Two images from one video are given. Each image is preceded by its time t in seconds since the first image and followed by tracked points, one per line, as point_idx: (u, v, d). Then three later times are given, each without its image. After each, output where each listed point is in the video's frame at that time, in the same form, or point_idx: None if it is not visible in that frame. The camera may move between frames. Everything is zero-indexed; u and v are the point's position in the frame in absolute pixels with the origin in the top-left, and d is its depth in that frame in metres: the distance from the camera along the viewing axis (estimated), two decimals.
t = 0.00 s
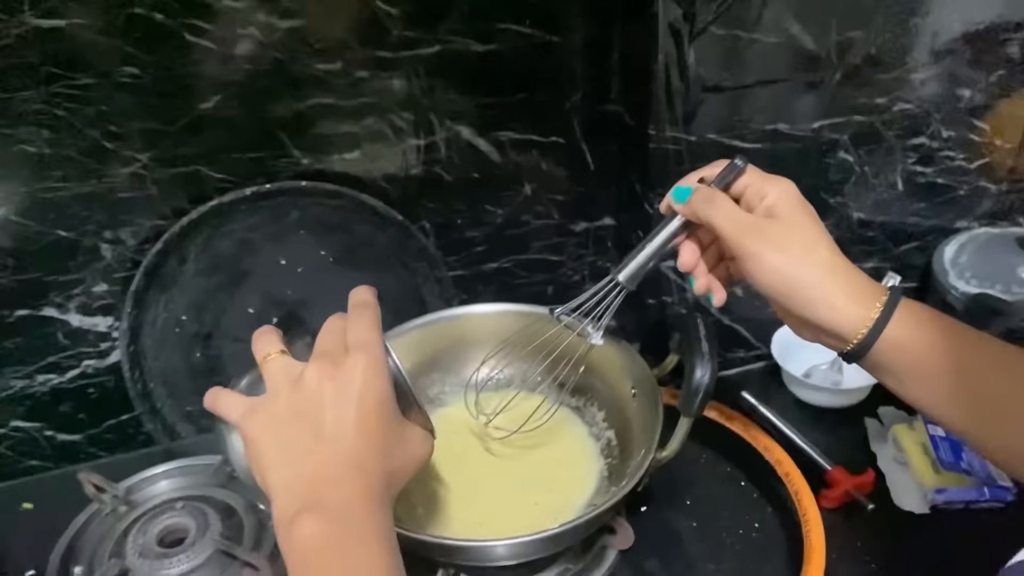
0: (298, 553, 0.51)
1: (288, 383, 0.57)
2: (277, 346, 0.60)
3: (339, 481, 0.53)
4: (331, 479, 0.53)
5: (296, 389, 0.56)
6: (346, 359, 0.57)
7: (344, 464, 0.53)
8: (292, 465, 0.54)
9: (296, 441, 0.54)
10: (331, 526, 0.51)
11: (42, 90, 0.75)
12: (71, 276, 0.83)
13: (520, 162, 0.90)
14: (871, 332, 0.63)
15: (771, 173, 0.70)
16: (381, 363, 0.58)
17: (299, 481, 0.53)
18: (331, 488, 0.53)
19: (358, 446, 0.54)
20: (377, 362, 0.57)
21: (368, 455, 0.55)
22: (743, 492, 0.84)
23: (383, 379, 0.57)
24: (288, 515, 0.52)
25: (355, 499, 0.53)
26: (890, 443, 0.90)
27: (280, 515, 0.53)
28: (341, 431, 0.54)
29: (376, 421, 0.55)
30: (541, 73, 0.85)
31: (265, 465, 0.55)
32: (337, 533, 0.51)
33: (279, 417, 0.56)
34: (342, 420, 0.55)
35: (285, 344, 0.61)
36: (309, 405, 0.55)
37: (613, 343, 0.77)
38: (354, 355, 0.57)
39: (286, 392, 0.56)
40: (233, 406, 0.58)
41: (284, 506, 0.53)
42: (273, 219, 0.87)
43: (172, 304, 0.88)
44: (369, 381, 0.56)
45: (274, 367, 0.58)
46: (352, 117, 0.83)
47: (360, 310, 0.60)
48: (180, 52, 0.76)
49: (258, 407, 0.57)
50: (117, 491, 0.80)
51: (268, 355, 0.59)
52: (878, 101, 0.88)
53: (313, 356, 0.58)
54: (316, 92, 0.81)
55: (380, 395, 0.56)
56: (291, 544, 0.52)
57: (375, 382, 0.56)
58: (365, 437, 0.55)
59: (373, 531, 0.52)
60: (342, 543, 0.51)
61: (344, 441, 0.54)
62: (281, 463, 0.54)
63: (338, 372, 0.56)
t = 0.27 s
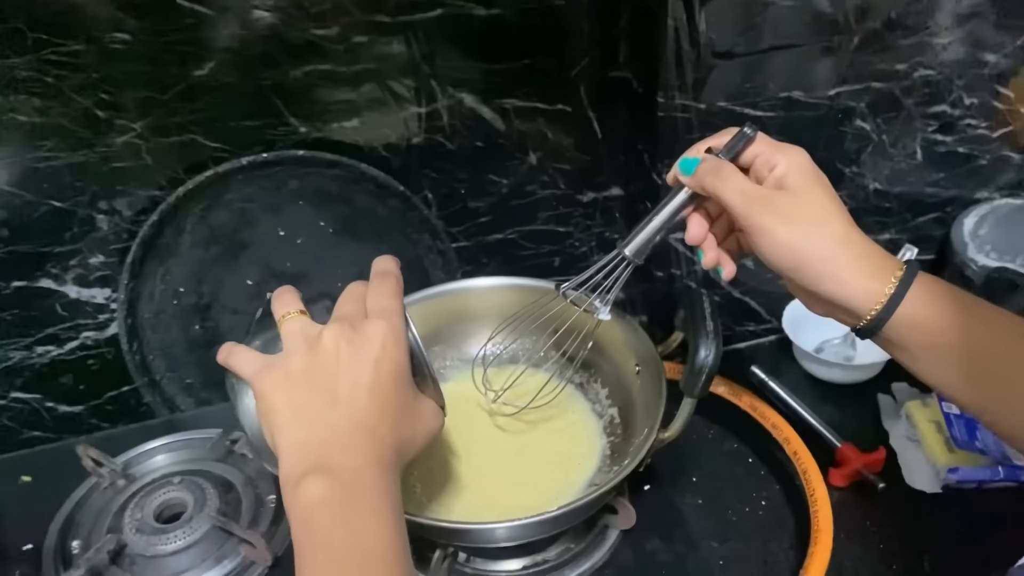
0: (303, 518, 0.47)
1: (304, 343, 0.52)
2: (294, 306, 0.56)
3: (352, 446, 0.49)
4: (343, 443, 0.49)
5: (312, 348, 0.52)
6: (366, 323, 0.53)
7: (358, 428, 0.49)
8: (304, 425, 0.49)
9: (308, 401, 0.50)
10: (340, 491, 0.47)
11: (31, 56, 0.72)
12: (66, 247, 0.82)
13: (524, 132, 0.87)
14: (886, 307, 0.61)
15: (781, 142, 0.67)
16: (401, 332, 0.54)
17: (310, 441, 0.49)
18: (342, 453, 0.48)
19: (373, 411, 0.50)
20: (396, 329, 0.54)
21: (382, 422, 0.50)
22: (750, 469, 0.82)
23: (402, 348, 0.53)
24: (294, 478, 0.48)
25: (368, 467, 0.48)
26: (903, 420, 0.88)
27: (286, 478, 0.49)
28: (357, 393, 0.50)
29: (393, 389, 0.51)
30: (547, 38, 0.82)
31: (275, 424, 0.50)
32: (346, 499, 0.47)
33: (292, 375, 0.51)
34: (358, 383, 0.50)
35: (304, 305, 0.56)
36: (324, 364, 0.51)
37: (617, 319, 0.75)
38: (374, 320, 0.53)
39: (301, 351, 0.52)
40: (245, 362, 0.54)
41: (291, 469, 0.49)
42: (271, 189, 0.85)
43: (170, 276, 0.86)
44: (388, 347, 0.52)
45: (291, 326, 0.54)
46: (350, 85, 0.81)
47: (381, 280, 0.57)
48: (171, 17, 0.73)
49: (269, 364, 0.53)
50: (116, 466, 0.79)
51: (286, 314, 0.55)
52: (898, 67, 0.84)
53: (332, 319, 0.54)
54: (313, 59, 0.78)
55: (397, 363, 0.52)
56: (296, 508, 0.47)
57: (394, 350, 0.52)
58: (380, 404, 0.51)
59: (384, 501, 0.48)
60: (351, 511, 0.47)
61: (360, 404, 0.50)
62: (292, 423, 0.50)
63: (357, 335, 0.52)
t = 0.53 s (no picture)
0: (324, 473, 0.46)
1: (332, 307, 0.52)
2: (324, 271, 0.56)
3: (375, 407, 0.48)
4: (367, 404, 0.48)
5: (340, 312, 0.52)
6: (393, 291, 0.53)
7: (382, 390, 0.49)
8: (328, 385, 0.49)
9: (333, 361, 0.50)
10: (362, 450, 0.47)
11: (49, 29, 0.73)
12: (83, 220, 0.83)
13: (539, 111, 0.87)
14: (903, 282, 0.61)
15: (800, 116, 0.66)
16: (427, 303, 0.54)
17: (334, 401, 0.49)
18: (366, 412, 0.48)
19: (397, 376, 0.50)
20: (423, 298, 0.54)
21: (405, 387, 0.50)
22: (760, 450, 0.82)
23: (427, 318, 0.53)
24: (317, 435, 0.48)
25: (390, 429, 0.48)
26: (915, 403, 0.88)
27: (308, 435, 0.48)
28: (382, 356, 0.50)
29: (417, 357, 0.51)
30: (562, 16, 0.81)
31: (299, 383, 0.50)
32: (368, 457, 0.47)
33: (318, 336, 0.51)
34: (383, 347, 0.50)
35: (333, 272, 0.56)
36: (351, 327, 0.51)
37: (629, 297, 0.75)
38: (401, 288, 0.53)
39: (328, 314, 0.52)
40: (272, 322, 0.53)
41: (313, 427, 0.48)
42: (286, 165, 0.86)
43: (186, 250, 0.87)
44: (414, 314, 0.52)
45: (320, 290, 0.54)
46: (365, 61, 0.81)
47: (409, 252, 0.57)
48: None
49: (296, 326, 0.52)
50: (130, 436, 0.80)
51: (315, 279, 0.55)
52: (917, 48, 0.83)
53: (361, 285, 0.54)
54: (328, 35, 0.78)
55: (422, 332, 0.52)
56: (317, 464, 0.47)
57: (420, 318, 0.52)
58: (404, 369, 0.51)
59: (405, 464, 0.48)
60: (372, 468, 0.46)
61: (385, 367, 0.50)
62: (317, 382, 0.49)
63: (385, 300, 0.52)
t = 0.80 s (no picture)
0: (370, 445, 0.48)
1: (380, 288, 0.53)
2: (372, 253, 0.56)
3: (420, 385, 0.50)
4: (412, 382, 0.50)
5: (387, 293, 0.53)
6: (440, 275, 0.54)
7: (427, 370, 0.51)
8: (375, 363, 0.51)
9: (380, 340, 0.51)
10: (406, 425, 0.48)
11: (98, 15, 0.75)
12: (127, 203, 0.85)
13: (574, 103, 0.88)
14: (941, 277, 0.61)
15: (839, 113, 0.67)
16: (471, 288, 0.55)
17: (380, 378, 0.50)
18: (411, 390, 0.50)
19: (441, 356, 0.52)
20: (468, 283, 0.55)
21: (448, 369, 0.52)
22: (787, 445, 0.83)
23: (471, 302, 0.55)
24: (362, 410, 0.49)
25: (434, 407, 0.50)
26: (945, 402, 0.87)
27: (354, 410, 0.50)
28: (428, 337, 0.52)
29: (461, 339, 0.53)
30: (600, 10, 0.82)
31: (346, 359, 0.52)
32: (413, 433, 0.48)
33: (366, 316, 0.52)
34: (429, 329, 0.52)
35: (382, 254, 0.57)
36: (398, 309, 0.52)
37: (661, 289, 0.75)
38: (447, 273, 0.55)
39: (376, 295, 0.53)
40: (319, 300, 0.54)
41: (359, 402, 0.50)
42: (324, 153, 0.87)
43: (226, 234, 0.89)
44: (459, 299, 0.53)
45: (369, 271, 0.55)
46: (404, 51, 0.82)
47: (454, 239, 0.58)
48: None
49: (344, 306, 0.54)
50: (169, 414, 0.82)
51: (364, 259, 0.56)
52: (956, 45, 0.83)
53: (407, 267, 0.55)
54: (368, 25, 0.79)
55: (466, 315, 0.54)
56: (363, 436, 0.48)
57: (465, 302, 0.54)
58: (448, 351, 0.52)
59: (447, 439, 0.49)
60: (416, 443, 0.48)
61: (431, 348, 0.51)
62: (364, 359, 0.51)
63: (432, 284, 0.54)
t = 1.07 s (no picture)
0: (412, 429, 0.49)
1: (426, 277, 0.54)
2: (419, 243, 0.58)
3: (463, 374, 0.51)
4: (454, 371, 0.51)
5: (432, 283, 0.54)
6: (484, 269, 0.55)
7: (470, 360, 0.51)
8: (419, 349, 0.51)
9: (424, 327, 0.52)
10: (449, 413, 0.49)
11: (139, 7, 0.76)
12: (161, 193, 0.86)
13: (605, 104, 0.88)
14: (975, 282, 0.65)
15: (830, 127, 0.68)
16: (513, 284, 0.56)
17: (424, 364, 0.51)
18: (453, 379, 0.51)
19: (483, 348, 0.52)
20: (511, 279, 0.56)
21: (489, 360, 0.53)
22: (809, 450, 0.83)
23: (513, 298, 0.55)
24: (405, 394, 0.50)
25: (476, 396, 0.51)
26: (970, 411, 0.87)
27: (395, 394, 0.51)
28: (471, 328, 0.52)
29: (502, 333, 0.54)
30: (633, 12, 0.82)
31: (389, 344, 0.52)
32: (456, 420, 0.49)
33: (411, 303, 0.53)
34: (473, 320, 0.53)
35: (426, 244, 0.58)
36: (443, 299, 0.53)
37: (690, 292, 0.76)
38: (492, 268, 0.55)
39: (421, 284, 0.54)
40: (364, 284, 0.55)
41: (401, 387, 0.51)
42: (357, 148, 0.88)
43: (258, 226, 0.90)
44: (502, 294, 0.54)
45: (413, 261, 0.56)
46: (438, 50, 0.82)
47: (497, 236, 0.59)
48: None
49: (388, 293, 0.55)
50: (198, 401, 0.84)
51: (411, 248, 0.57)
52: (989, 54, 0.83)
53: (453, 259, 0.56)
54: (404, 23, 0.80)
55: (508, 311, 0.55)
56: (406, 420, 0.49)
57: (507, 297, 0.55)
58: (490, 343, 0.53)
59: (487, 429, 0.50)
60: (458, 431, 0.49)
61: (474, 339, 0.52)
62: (408, 344, 0.52)
63: (477, 277, 0.54)
